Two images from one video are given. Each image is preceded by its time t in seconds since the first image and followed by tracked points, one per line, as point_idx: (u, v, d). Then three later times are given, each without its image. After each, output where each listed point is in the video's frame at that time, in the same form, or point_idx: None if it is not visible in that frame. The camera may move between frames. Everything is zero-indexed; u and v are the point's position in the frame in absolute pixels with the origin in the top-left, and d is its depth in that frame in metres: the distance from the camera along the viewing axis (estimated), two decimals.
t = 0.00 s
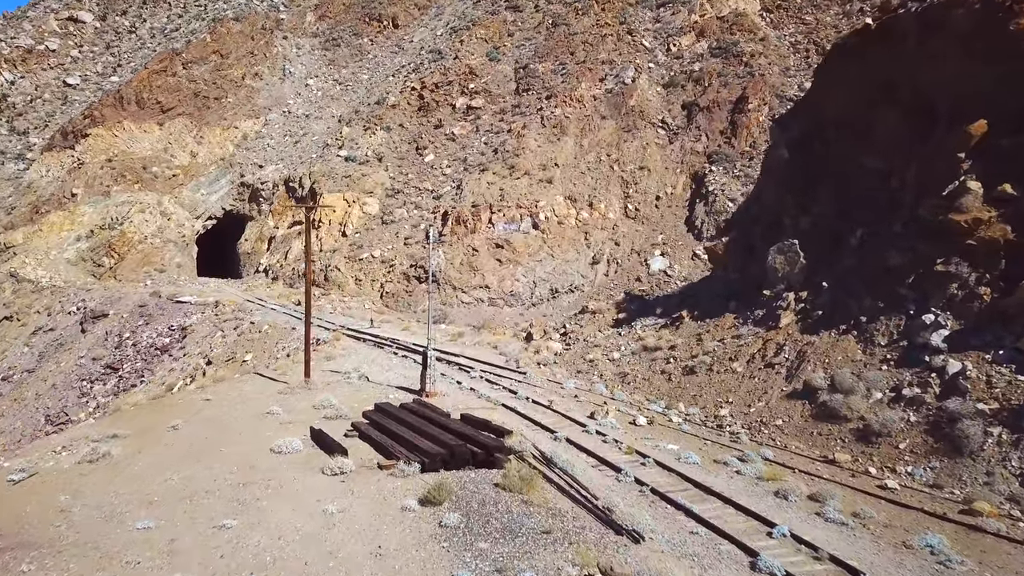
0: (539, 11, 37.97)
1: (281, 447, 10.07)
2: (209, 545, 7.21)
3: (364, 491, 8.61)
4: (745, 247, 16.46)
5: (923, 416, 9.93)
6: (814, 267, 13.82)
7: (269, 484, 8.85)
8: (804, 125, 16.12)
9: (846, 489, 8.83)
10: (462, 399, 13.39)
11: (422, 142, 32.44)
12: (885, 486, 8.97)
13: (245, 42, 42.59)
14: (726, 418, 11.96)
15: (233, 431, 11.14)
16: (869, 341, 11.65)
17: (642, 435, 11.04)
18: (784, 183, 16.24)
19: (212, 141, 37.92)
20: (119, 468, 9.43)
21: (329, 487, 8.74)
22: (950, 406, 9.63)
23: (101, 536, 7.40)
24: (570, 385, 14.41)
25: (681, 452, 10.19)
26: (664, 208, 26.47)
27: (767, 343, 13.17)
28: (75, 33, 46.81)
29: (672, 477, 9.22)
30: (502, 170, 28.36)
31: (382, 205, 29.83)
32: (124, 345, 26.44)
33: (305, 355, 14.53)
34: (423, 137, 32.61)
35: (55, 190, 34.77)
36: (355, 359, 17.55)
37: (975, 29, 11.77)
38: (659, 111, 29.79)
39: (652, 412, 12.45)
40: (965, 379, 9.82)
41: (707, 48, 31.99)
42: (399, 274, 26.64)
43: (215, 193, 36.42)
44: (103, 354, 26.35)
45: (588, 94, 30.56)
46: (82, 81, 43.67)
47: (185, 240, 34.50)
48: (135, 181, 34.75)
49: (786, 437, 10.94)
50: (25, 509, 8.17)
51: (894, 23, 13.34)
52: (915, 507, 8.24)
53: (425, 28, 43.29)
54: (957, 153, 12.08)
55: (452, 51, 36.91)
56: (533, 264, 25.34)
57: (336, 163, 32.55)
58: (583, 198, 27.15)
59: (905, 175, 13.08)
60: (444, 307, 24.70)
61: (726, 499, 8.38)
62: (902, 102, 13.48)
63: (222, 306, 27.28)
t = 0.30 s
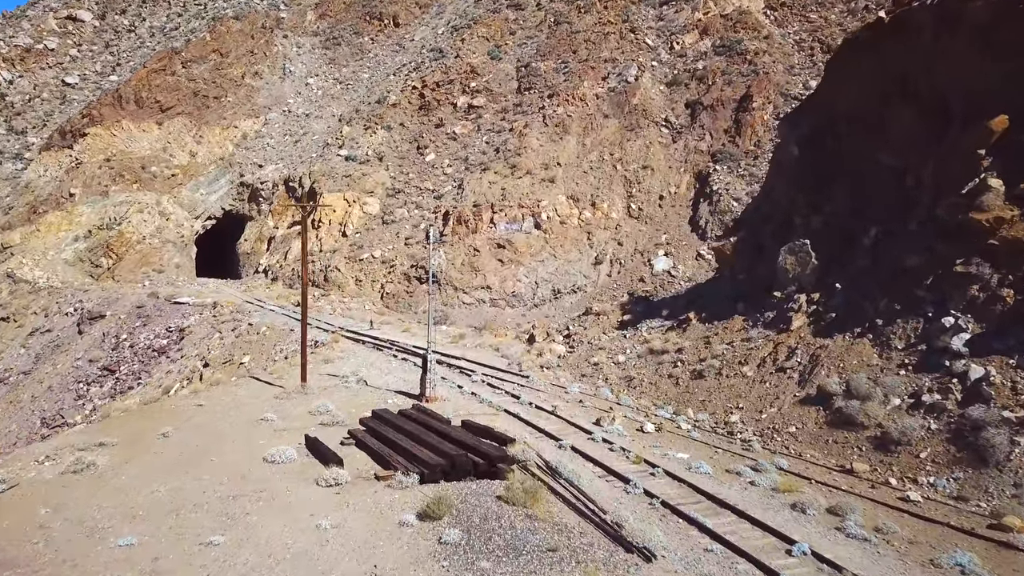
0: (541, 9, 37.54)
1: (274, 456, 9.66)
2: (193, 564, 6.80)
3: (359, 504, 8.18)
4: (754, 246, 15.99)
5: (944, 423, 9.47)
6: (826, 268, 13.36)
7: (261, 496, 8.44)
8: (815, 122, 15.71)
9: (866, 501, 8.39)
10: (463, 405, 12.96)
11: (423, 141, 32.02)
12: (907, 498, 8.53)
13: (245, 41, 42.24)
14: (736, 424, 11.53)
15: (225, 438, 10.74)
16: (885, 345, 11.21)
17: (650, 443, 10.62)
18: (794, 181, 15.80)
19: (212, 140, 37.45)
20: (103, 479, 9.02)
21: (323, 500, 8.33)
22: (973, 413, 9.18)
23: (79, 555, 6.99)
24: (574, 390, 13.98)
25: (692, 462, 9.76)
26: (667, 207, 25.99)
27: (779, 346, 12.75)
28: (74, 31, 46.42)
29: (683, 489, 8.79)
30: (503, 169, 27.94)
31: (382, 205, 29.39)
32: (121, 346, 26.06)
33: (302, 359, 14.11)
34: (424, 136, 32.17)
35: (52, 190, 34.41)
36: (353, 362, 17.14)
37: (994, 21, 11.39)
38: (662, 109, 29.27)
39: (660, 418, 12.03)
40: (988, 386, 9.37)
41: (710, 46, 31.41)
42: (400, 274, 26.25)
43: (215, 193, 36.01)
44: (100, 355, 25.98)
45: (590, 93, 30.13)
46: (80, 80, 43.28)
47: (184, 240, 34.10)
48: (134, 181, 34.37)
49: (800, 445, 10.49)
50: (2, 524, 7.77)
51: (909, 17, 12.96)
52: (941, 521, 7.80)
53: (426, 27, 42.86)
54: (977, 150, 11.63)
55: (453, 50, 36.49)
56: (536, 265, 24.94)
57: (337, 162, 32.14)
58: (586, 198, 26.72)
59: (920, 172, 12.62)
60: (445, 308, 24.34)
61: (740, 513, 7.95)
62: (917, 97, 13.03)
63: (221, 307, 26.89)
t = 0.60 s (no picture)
0: (541, 7, 37.08)
1: (265, 466, 9.24)
2: None
3: (353, 519, 7.77)
4: (761, 245, 15.57)
5: (965, 431, 9.06)
6: (837, 268, 12.95)
7: (249, 509, 8.03)
8: (826, 119, 15.31)
9: (887, 515, 7.97)
10: (463, 410, 12.54)
11: (422, 140, 31.57)
12: (929, 511, 8.11)
13: (242, 40, 41.83)
14: (746, 431, 11.11)
15: (214, 447, 10.31)
16: (900, 349, 10.78)
17: (657, 451, 10.21)
18: (804, 179, 15.41)
19: (209, 139, 36.98)
20: (84, 492, 8.61)
21: (315, 514, 7.92)
22: (996, 421, 8.76)
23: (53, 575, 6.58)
24: (577, 394, 13.56)
25: (701, 472, 9.35)
26: (669, 207, 25.54)
27: (788, 349, 12.33)
28: (71, 30, 45.98)
29: (693, 501, 8.38)
30: (503, 168, 27.53)
31: (381, 205, 28.95)
32: (116, 348, 25.63)
33: (296, 362, 13.70)
34: (423, 135, 31.73)
35: (48, 190, 33.99)
36: (350, 365, 16.73)
37: (1010, 14, 10.98)
38: (664, 107, 28.79)
39: (667, 425, 11.61)
40: (1011, 392, 8.95)
41: (712, 44, 30.96)
42: (399, 275, 25.84)
43: (212, 192, 35.50)
44: (94, 357, 25.56)
45: (591, 91, 29.72)
46: (77, 79, 42.82)
47: (180, 241, 33.55)
48: (130, 181, 33.89)
49: (813, 453, 10.08)
50: None
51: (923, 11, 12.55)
52: (967, 537, 7.39)
53: (425, 25, 42.40)
54: (995, 146, 11.22)
55: (452, 48, 36.06)
56: (536, 264, 24.53)
57: (335, 162, 31.71)
58: (586, 198, 26.30)
59: (934, 170, 12.23)
60: (445, 308, 23.92)
61: (755, 528, 7.54)
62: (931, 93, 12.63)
63: (217, 308, 26.44)
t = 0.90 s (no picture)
0: (541, 5, 36.62)
1: (255, 477, 8.83)
2: None
3: (346, 534, 7.35)
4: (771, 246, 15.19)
5: (989, 440, 8.63)
6: (849, 269, 12.53)
7: (237, 524, 7.62)
8: (835, 115, 14.86)
9: (910, 530, 7.55)
10: (462, 416, 12.13)
11: (421, 139, 31.14)
12: (954, 525, 7.69)
13: (240, 38, 41.40)
14: (756, 437, 10.72)
15: (203, 456, 9.90)
16: (917, 353, 10.37)
17: (665, 460, 9.80)
18: (812, 176, 14.97)
19: (207, 138, 36.52)
20: (64, 505, 8.18)
21: (307, 529, 7.51)
22: (1022, 429, 8.34)
23: None
24: (580, 399, 13.13)
25: (712, 482, 8.95)
26: (671, 206, 25.05)
27: (799, 352, 11.92)
28: (67, 28, 45.53)
29: (705, 514, 7.97)
30: (503, 167, 27.13)
31: (379, 204, 28.52)
32: (111, 350, 25.24)
33: (290, 366, 13.28)
34: (422, 134, 31.30)
35: (43, 189, 33.54)
36: (347, 368, 16.33)
37: None
38: (665, 106, 28.33)
39: (674, 432, 11.20)
40: None
41: (714, 42, 30.50)
42: (398, 275, 25.44)
43: (210, 191, 34.96)
44: (89, 359, 25.15)
45: (592, 90, 29.30)
46: (73, 78, 42.33)
47: (177, 241, 33.03)
48: (126, 180, 33.43)
49: (828, 461, 9.66)
50: None
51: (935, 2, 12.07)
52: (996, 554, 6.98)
53: (424, 24, 42.00)
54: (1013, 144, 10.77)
55: (452, 47, 35.65)
56: (536, 265, 24.13)
57: (333, 161, 31.30)
58: (587, 197, 25.88)
59: (950, 168, 11.79)
60: (444, 309, 23.53)
61: (772, 544, 7.13)
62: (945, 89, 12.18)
63: (213, 309, 26.01)
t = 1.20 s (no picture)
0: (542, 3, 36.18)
1: (245, 488, 8.43)
2: None
3: (340, 551, 6.94)
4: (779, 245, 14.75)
5: (1015, 449, 8.20)
6: (862, 269, 12.11)
7: (224, 539, 7.22)
8: (845, 111, 14.46)
9: (936, 546, 7.14)
10: (462, 422, 11.72)
11: (421, 138, 30.71)
12: (982, 540, 7.27)
13: (238, 37, 40.99)
14: (768, 444, 10.31)
15: (192, 465, 9.48)
16: (936, 357, 9.94)
17: (673, 469, 9.39)
18: (822, 174, 14.54)
19: (204, 137, 36.09)
20: (42, 520, 7.77)
21: (298, 545, 7.09)
22: None
23: None
24: (584, 403, 12.71)
25: (724, 493, 8.55)
26: (673, 205, 24.54)
27: (811, 356, 11.51)
28: (64, 27, 45.11)
29: (718, 529, 7.56)
30: (504, 166, 26.73)
31: (378, 204, 28.11)
32: (106, 351, 24.85)
33: (285, 369, 12.87)
34: (422, 133, 30.87)
35: (39, 189, 33.07)
36: (344, 371, 15.92)
37: None
38: (667, 104, 27.87)
39: (683, 438, 10.79)
40: None
41: (716, 40, 30.05)
42: (397, 275, 25.04)
43: (208, 190, 34.49)
44: (84, 360, 24.74)
45: (593, 88, 28.85)
46: (69, 77, 41.86)
47: (174, 241, 32.58)
48: (123, 180, 32.96)
49: (844, 471, 9.25)
50: None
51: None
52: None
53: (424, 22, 41.57)
54: None
55: (451, 45, 35.26)
56: (537, 265, 23.71)
57: (332, 160, 30.90)
58: (588, 196, 25.45)
59: (966, 165, 11.36)
60: (444, 310, 23.17)
61: (791, 562, 6.72)
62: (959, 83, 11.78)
63: (210, 310, 25.59)
